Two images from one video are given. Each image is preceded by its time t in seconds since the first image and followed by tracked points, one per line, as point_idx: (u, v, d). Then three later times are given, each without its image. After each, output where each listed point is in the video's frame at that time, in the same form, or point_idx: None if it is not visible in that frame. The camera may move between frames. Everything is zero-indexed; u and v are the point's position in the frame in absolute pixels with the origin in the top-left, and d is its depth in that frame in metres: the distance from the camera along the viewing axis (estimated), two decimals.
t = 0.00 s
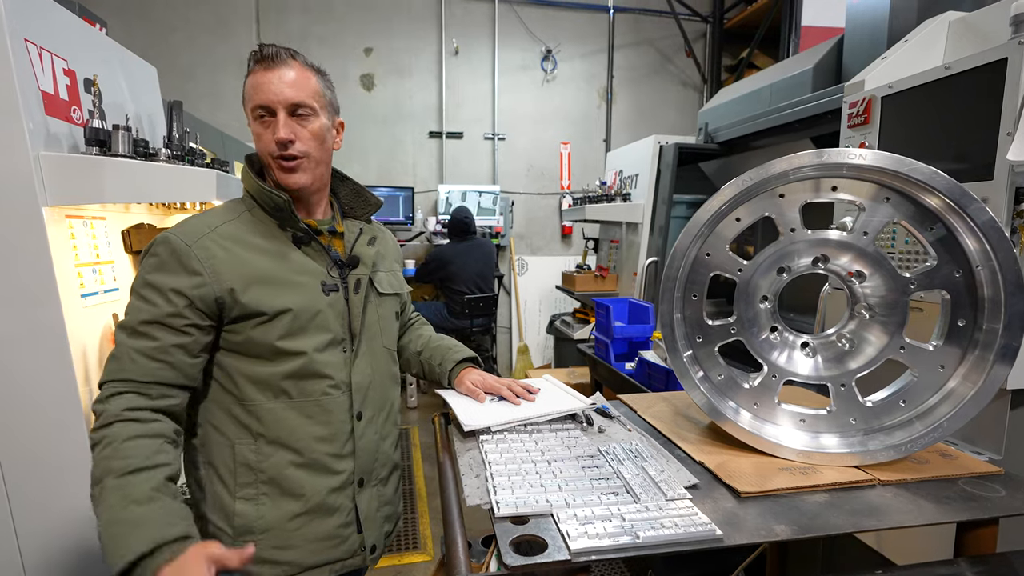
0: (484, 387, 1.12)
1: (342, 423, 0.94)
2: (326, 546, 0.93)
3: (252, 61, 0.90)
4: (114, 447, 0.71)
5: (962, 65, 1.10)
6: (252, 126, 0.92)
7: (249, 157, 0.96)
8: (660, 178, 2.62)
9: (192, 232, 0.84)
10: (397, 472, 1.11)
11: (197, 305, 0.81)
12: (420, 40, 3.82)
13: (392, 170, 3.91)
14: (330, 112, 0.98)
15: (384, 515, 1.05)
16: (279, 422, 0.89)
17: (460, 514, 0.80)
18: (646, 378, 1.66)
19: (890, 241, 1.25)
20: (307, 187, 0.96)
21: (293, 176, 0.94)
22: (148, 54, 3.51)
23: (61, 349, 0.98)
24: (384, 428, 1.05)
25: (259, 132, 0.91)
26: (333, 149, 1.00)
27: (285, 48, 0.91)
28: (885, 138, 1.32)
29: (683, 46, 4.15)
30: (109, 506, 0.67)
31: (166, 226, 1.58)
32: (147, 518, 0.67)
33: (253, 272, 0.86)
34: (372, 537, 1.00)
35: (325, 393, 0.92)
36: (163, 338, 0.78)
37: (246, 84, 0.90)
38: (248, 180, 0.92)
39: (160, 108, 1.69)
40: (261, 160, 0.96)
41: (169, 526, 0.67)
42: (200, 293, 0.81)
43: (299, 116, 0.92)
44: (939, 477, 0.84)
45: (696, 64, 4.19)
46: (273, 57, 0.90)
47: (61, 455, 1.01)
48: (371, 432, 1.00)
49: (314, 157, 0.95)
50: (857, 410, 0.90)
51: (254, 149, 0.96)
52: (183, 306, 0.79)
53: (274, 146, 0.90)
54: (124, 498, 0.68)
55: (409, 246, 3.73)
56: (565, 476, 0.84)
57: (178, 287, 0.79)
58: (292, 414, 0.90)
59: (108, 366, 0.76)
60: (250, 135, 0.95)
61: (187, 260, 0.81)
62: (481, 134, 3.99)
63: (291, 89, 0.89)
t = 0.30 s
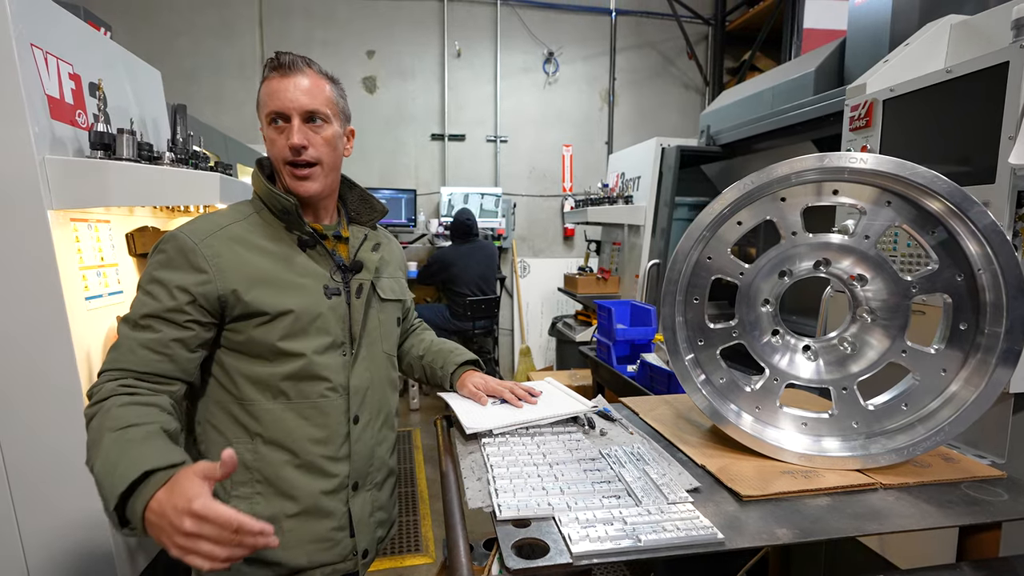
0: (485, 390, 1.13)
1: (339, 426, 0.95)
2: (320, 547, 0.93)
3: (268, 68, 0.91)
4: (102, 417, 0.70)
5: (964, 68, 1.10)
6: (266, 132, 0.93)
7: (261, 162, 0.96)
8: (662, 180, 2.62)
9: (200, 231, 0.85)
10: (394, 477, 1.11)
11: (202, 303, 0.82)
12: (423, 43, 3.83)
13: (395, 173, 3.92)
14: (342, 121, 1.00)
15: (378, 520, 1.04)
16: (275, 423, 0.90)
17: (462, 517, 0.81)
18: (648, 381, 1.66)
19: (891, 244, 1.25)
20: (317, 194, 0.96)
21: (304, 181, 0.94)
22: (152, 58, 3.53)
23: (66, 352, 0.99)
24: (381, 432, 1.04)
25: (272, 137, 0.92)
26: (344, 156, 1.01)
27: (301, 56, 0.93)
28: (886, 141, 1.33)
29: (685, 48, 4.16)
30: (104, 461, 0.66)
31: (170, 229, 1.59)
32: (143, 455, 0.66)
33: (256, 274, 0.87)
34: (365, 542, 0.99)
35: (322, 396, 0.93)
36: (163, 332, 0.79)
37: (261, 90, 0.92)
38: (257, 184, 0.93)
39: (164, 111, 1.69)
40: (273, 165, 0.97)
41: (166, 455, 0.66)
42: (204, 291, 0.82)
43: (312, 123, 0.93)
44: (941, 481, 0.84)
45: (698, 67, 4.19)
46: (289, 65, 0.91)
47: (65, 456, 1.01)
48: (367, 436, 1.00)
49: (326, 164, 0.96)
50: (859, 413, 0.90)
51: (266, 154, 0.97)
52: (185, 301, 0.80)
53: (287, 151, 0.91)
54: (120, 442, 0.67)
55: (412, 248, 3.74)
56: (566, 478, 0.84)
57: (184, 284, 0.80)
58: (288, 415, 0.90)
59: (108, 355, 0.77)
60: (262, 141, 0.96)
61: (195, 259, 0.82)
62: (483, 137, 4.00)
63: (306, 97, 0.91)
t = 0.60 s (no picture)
0: (486, 390, 1.13)
1: (339, 425, 0.95)
2: (317, 546, 0.94)
3: (276, 69, 0.92)
4: (124, 383, 0.73)
5: (966, 69, 1.10)
6: (274, 131, 0.93)
7: (267, 162, 0.96)
8: (664, 181, 2.62)
9: (204, 229, 0.86)
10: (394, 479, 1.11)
11: (206, 301, 0.83)
12: (425, 45, 3.84)
13: (397, 175, 3.93)
14: (349, 122, 1.01)
15: (377, 521, 1.04)
16: (276, 422, 0.91)
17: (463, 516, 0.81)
18: (650, 382, 1.66)
19: (893, 244, 1.24)
20: (327, 193, 0.97)
21: (315, 181, 0.95)
22: (156, 60, 3.55)
23: (70, 352, 0.99)
24: (381, 432, 1.04)
25: (282, 137, 0.93)
26: (351, 157, 1.02)
27: (309, 58, 0.94)
28: (889, 141, 1.32)
29: (687, 50, 4.16)
30: (133, 416, 0.68)
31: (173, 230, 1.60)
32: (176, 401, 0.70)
33: (258, 274, 0.87)
34: (364, 543, 0.99)
35: (324, 395, 0.93)
36: (167, 329, 0.79)
37: (269, 91, 0.92)
38: (265, 184, 0.93)
39: (168, 113, 1.71)
40: (281, 166, 0.97)
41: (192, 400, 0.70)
42: (208, 288, 0.83)
43: (322, 123, 0.94)
44: (943, 481, 0.84)
45: (700, 68, 4.20)
46: (298, 66, 0.92)
47: (67, 457, 1.02)
48: (367, 437, 1.00)
49: (336, 164, 0.97)
50: (861, 414, 0.90)
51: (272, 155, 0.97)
52: (190, 298, 0.81)
53: (299, 151, 0.92)
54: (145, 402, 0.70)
55: (414, 249, 3.75)
56: (568, 478, 0.84)
57: (190, 282, 0.81)
58: (289, 414, 0.91)
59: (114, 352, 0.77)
60: (269, 141, 0.96)
61: (199, 257, 0.83)
62: (485, 139, 4.00)
63: (315, 98, 0.91)
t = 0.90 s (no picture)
0: (486, 391, 1.13)
1: (342, 424, 0.95)
2: (322, 546, 0.93)
3: (266, 73, 0.92)
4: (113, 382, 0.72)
5: (966, 69, 1.10)
6: (265, 136, 0.94)
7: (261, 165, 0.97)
8: (665, 183, 2.62)
9: (205, 230, 0.86)
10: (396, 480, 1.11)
11: (208, 300, 0.83)
12: (427, 47, 3.86)
13: (399, 176, 3.94)
14: (341, 123, 1.00)
15: (380, 520, 1.04)
16: (279, 421, 0.90)
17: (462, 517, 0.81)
18: (651, 383, 1.66)
19: (895, 245, 1.24)
20: (318, 198, 0.98)
21: (305, 186, 0.95)
22: (160, 63, 3.57)
23: (72, 352, 1.00)
24: (382, 432, 1.05)
25: (273, 142, 0.93)
26: (344, 158, 1.02)
27: (298, 60, 0.93)
28: (889, 142, 1.32)
29: (689, 52, 4.16)
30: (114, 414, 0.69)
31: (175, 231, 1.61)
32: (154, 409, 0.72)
33: (258, 276, 0.88)
34: (367, 541, 1.00)
35: (326, 394, 0.93)
36: (169, 327, 0.79)
37: (260, 95, 0.92)
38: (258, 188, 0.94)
39: (170, 115, 1.71)
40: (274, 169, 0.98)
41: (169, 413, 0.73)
42: (210, 287, 0.83)
43: (311, 127, 0.94)
44: (943, 482, 0.83)
45: (702, 70, 4.20)
46: (286, 70, 0.91)
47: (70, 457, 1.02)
48: (369, 437, 1.00)
49: (326, 168, 0.96)
50: (861, 414, 0.89)
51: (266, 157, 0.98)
52: (192, 297, 0.81)
53: (287, 156, 0.92)
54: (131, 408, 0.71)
55: (416, 250, 3.76)
56: (567, 478, 0.84)
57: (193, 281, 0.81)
58: (292, 413, 0.91)
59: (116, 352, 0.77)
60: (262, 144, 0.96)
61: (201, 257, 0.84)
62: (487, 140, 4.01)
63: (303, 102, 0.91)
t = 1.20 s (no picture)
0: (486, 392, 1.13)
1: (341, 428, 0.96)
2: (321, 547, 0.93)
3: (296, 84, 0.91)
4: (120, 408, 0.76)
5: (966, 69, 1.09)
6: (281, 145, 0.93)
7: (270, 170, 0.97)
8: (666, 183, 2.61)
9: (202, 239, 0.86)
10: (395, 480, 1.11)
11: (205, 310, 0.83)
12: (428, 49, 3.86)
13: (401, 177, 3.95)
14: (360, 147, 1.00)
15: (377, 521, 1.04)
16: (278, 423, 0.90)
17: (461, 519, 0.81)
18: (652, 384, 1.66)
19: (895, 246, 1.23)
20: (320, 217, 0.98)
21: (310, 205, 0.95)
22: (163, 65, 3.59)
23: (74, 355, 1.00)
24: (382, 434, 1.05)
25: (287, 154, 0.93)
26: (355, 180, 1.02)
27: (332, 80, 0.92)
28: (890, 143, 1.32)
29: (691, 52, 4.16)
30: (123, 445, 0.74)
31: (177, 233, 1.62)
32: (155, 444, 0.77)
33: (256, 283, 0.88)
34: (365, 542, 1.00)
35: (325, 398, 0.94)
36: (167, 342, 0.80)
37: (285, 105, 0.91)
38: (260, 192, 0.94)
39: (173, 118, 1.72)
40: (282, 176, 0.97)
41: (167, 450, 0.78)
42: (207, 300, 0.83)
43: (329, 150, 0.93)
44: (943, 484, 0.83)
45: (704, 70, 4.19)
46: (318, 89, 0.91)
47: (71, 459, 1.03)
48: (369, 440, 1.00)
49: (334, 192, 0.96)
50: (861, 416, 0.89)
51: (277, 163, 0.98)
52: (188, 310, 0.81)
53: (298, 174, 0.92)
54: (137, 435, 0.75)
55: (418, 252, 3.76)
56: (566, 480, 0.84)
57: (189, 296, 0.81)
58: (291, 416, 0.91)
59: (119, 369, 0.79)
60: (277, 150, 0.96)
61: (197, 267, 0.83)
62: (488, 142, 4.01)
63: (327, 125, 0.91)
